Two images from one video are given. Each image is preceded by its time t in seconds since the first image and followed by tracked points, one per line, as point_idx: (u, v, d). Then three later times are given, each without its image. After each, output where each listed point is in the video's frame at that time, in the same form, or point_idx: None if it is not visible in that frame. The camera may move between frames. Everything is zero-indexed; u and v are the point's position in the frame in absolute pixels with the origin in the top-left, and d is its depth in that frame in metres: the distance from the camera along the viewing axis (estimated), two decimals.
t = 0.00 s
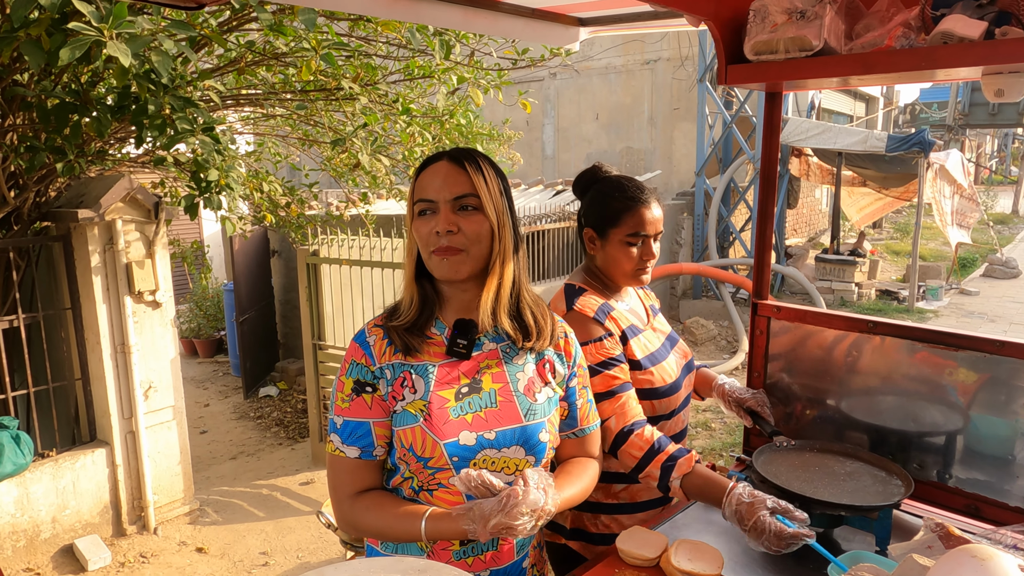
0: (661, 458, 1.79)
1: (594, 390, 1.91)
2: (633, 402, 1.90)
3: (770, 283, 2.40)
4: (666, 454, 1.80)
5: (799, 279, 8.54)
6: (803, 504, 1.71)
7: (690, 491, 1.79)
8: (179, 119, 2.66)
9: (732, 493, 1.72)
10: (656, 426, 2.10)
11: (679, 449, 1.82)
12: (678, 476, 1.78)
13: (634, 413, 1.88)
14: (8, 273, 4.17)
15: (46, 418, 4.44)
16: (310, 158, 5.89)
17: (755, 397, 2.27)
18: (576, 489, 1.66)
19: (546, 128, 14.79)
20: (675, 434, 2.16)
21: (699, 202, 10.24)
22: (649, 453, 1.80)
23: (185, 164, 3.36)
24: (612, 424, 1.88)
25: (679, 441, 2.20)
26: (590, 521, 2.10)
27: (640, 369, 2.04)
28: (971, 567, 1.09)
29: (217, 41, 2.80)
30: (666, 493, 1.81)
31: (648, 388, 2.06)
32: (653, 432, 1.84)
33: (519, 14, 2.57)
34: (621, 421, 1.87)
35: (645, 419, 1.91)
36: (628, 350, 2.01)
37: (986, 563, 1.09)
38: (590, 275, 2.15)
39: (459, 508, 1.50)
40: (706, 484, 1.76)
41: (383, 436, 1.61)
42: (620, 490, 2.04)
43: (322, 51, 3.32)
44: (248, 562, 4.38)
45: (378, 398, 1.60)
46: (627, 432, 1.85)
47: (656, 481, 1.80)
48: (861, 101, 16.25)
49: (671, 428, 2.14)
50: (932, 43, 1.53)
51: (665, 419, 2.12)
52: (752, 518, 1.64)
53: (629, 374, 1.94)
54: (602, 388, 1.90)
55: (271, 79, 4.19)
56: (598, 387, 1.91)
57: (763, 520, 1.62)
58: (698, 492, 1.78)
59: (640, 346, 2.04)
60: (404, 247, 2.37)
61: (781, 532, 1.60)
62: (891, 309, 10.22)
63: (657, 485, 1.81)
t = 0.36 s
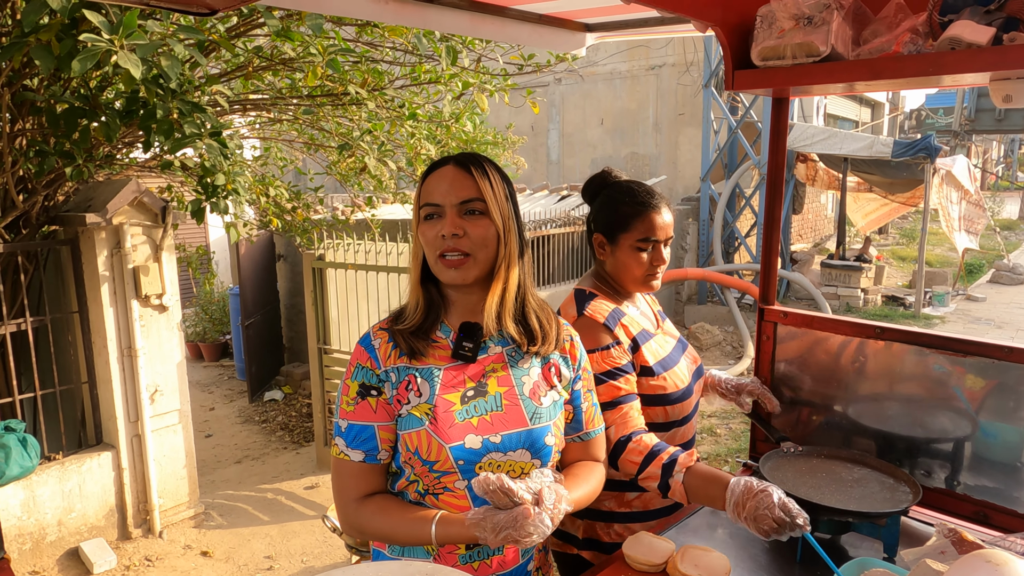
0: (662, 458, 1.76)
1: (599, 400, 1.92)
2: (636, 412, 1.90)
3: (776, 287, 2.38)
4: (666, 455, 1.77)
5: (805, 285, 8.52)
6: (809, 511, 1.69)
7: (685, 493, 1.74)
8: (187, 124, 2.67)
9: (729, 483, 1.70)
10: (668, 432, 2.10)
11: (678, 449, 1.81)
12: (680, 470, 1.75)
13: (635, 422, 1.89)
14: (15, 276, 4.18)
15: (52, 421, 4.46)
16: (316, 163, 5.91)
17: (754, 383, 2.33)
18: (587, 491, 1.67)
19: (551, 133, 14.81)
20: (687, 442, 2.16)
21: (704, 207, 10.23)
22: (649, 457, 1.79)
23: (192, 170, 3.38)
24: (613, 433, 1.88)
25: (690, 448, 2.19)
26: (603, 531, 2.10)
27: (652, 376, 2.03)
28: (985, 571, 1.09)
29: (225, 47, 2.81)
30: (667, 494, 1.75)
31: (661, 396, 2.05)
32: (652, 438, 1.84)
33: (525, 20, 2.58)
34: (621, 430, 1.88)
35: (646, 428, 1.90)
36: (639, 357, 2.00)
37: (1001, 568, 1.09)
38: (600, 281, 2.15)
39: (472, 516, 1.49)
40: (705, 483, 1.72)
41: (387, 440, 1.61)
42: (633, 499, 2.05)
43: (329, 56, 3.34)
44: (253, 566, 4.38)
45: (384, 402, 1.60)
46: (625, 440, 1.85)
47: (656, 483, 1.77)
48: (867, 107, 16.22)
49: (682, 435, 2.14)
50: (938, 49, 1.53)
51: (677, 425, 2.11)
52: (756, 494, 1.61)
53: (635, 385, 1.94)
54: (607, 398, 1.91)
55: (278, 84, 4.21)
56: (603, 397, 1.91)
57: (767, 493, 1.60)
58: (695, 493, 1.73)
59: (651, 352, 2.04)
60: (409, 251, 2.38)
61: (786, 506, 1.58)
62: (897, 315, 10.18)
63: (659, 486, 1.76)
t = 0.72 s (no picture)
0: (673, 461, 1.77)
1: (605, 397, 1.91)
2: (643, 410, 1.90)
3: (771, 289, 2.39)
4: (677, 457, 1.79)
5: (800, 285, 8.54)
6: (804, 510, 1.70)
7: (695, 497, 1.76)
8: (183, 120, 2.66)
9: (739, 490, 1.71)
10: (665, 433, 2.11)
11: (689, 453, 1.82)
12: (691, 476, 1.76)
13: (642, 420, 1.88)
14: (10, 273, 4.16)
15: (46, 418, 4.44)
16: (313, 161, 5.90)
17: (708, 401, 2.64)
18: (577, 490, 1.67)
19: (548, 133, 14.82)
20: (681, 441, 2.16)
21: (700, 208, 10.25)
22: (659, 458, 1.79)
23: (188, 167, 3.37)
24: (620, 431, 1.87)
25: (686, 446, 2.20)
26: (597, 529, 2.11)
27: (652, 377, 2.04)
28: (977, 566, 1.09)
29: (221, 43, 2.80)
30: (676, 498, 1.77)
31: (660, 397, 2.07)
32: (663, 439, 1.84)
33: (523, 19, 2.58)
34: (630, 428, 1.87)
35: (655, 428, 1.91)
36: (641, 358, 2.02)
37: (993, 563, 1.09)
38: (602, 279, 2.16)
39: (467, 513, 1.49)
40: (714, 488, 1.74)
41: (379, 438, 1.61)
42: (628, 498, 2.05)
43: (327, 55, 3.34)
44: (247, 564, 4.38)
45: (376, 399, 1.61)
46: (636, 439, 1.84)
47: (666, 486, 1.78)
48: (862, 108, 16.28)
49: (677, 434, 2.14)
50: (934, 51, 1.54)
51: (674, 425, 2.12)
52: (773, 509, 1.63)
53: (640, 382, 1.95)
54: (613, 395, 1.90)
55: (274, 82, 4.21)
56: (609, 394, 1.90)
57: (783, 507, 1.62)
58: (704, 498, 1.75)
59: (652, 353, 2.05)
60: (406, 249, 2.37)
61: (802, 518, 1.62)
62: (891, 315, 10.22)
63: (669, 490, 1.77)
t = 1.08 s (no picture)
0: (643, 446, 1.82)
1: (589, 393, 1.92)
2: (623, 407, 1.91)
3: (765, 283, 2.39)
4: (647, 443, 1.82)
5: (793, 281, 8.57)
6: (798, 502, 1.71)
7: (669, 480, 1.78)
8: (175, 116, 2.64)
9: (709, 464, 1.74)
10: (662, 427, 2.11)
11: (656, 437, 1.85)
12: (660, 457, 1.79)
13: (620, 414, 1.90)
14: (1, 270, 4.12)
15: (39, 416, 4.42)
16: (306, 157, 5.88)
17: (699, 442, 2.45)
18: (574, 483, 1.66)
19: (541, 129, 14.80)
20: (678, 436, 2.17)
21: (694, 203, 10.27)
22: (630, 446, 1.84)
23: (181, 163, 3.35)
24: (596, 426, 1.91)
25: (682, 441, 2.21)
26: (597, 523, 2.11)
27: (648, 371, 2.05)
28: (970, 554, 1.10)
29: (213, 39, 2.78)
30: (650, 482, 1.80)
31: (657, 390, 2.07)
32: (634, 428, 1.88)
33: (517, 14, 2.57)
34: (605, 422, 1.90)
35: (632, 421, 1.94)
36: (636, 352, 2.02)
37: (985, 551, 1.10)
38: (602, 274, 2.17)
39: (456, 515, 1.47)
40: (684, 467, 1.76)
41: (370, 432, 1.61)
42: (626, 491, 2.06)
43: (321, 50, 3.33)
44: (242, 561, 4.37)
45: (367, 393, 1.61)
46: (608, 431, 1.89)
47: (639, 472, 1.82)
48: (855, 104, 16.32)
49: (675, 428, 2.15)
50: (927, 46, 1.54)
51: (670, 419, 2.13)
52: (740, 477, 1.66)
53: (626, 381, 1.95)
54: (596, 392, 1.92)
55: (267, 77, 4.18)
56: (593, 390, 1.92)
57: (751, 475, 1.65)
58: (678, 478, 1.77)
59: (648, 348, 2.06)
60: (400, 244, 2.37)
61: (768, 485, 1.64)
62: (884, 311, 10.27)
63: (642, 475, 1.81)
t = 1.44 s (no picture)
0: (651, 449, 1.79)
1: (591, 388, 1.92)
2: (626, 403, 1.91)
3: (757, 281, 2.41)
4: (655, 447, 1.80)
5: (785, 278, 8.61)
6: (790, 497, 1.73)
7: (675, 487, 1.76)
8: (167, 114, 2.62)
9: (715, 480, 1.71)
10: (656, 423, 2.13)
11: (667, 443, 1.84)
12: (668, 463, 1.78)
13: (624, 412, 1.90)
14: None
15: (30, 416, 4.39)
16: (298, 155, 5.86)
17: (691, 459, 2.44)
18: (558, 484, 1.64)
19: (534, 127, 14.80)
20: (672, 432, 2.18)
21: (687, 201, 10.31)
22: (638, 448, 1.81)
23: (172, 162, 3.34)
24: (601, 422, 1.90)
25: (676, 438, 2.21)
26: (589, 518, 2.12)
27: (642, 367, 2.06)
28: (957, 544, 1.11)
29: (204, 37, 2.77)
30: (655, 486, 1.78)
31: (651, 387, 2.08)
32: (642, 430, 1.86)
33: (510, 12, 2.57)
34: (611, 419, 1.89)
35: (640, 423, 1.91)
36: (631, 349, 2.03)
37: (971, 541, 1.11)
38: (595, 271, 2.18)
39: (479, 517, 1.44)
40: (692, 474, 1.75)
41: (366, 429, 1.61)
42: (619, 487, 2.08)
43: (312, 47, 3.32)
44: (235, 560, 4.36)
45: (361, 391, 1.60)
46: (615, 429, 1.87)
47: (644, 475, 1.79)
48: (846, 102, 16.40)
49: (668, 424, 2.16)
50: (917, 44, 1.56)
51: (664, 415, 2.14)
52: (748, 492, 1.63)
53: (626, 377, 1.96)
54: (598, 386, 1.92)
55: (259, 75, 4.17)
56: (595, 385, 1.92)
57: (759, 490, 1.62)
58: (683, 486, 1.75)
59: (642, 344, 2.06)
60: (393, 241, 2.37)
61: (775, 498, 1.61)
62: (875, 307, 10.33)
63: (647, 477, 1.79)
